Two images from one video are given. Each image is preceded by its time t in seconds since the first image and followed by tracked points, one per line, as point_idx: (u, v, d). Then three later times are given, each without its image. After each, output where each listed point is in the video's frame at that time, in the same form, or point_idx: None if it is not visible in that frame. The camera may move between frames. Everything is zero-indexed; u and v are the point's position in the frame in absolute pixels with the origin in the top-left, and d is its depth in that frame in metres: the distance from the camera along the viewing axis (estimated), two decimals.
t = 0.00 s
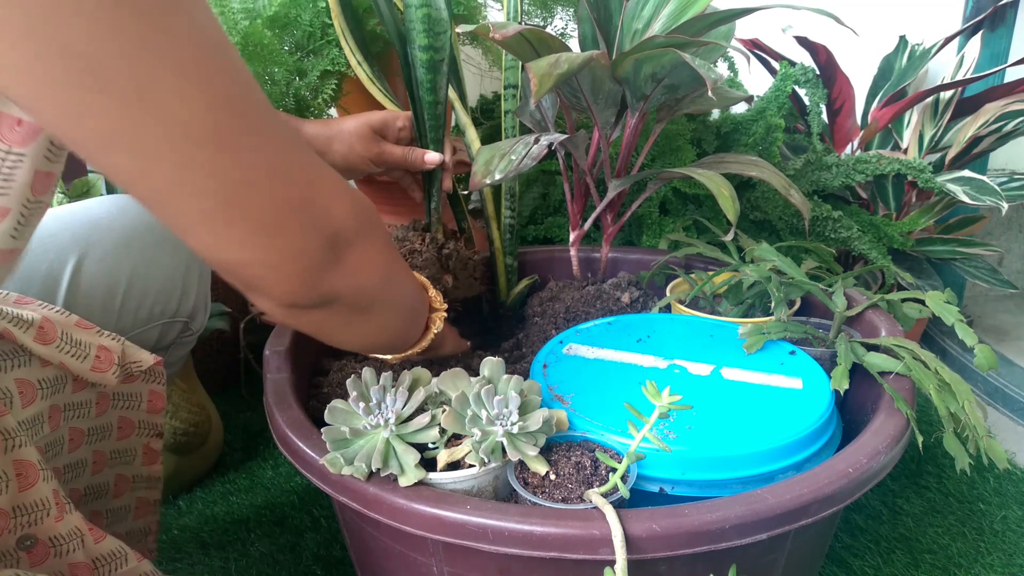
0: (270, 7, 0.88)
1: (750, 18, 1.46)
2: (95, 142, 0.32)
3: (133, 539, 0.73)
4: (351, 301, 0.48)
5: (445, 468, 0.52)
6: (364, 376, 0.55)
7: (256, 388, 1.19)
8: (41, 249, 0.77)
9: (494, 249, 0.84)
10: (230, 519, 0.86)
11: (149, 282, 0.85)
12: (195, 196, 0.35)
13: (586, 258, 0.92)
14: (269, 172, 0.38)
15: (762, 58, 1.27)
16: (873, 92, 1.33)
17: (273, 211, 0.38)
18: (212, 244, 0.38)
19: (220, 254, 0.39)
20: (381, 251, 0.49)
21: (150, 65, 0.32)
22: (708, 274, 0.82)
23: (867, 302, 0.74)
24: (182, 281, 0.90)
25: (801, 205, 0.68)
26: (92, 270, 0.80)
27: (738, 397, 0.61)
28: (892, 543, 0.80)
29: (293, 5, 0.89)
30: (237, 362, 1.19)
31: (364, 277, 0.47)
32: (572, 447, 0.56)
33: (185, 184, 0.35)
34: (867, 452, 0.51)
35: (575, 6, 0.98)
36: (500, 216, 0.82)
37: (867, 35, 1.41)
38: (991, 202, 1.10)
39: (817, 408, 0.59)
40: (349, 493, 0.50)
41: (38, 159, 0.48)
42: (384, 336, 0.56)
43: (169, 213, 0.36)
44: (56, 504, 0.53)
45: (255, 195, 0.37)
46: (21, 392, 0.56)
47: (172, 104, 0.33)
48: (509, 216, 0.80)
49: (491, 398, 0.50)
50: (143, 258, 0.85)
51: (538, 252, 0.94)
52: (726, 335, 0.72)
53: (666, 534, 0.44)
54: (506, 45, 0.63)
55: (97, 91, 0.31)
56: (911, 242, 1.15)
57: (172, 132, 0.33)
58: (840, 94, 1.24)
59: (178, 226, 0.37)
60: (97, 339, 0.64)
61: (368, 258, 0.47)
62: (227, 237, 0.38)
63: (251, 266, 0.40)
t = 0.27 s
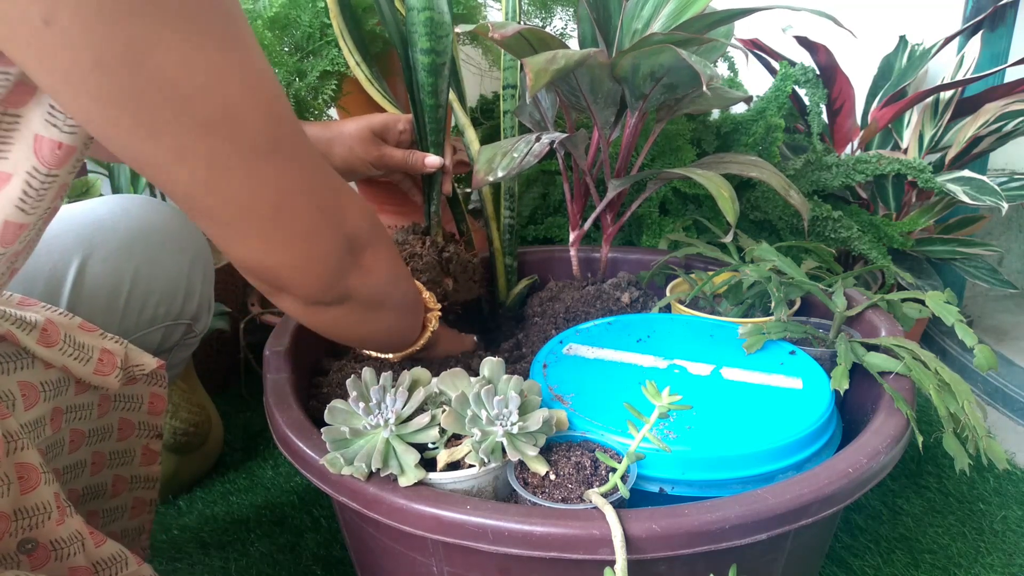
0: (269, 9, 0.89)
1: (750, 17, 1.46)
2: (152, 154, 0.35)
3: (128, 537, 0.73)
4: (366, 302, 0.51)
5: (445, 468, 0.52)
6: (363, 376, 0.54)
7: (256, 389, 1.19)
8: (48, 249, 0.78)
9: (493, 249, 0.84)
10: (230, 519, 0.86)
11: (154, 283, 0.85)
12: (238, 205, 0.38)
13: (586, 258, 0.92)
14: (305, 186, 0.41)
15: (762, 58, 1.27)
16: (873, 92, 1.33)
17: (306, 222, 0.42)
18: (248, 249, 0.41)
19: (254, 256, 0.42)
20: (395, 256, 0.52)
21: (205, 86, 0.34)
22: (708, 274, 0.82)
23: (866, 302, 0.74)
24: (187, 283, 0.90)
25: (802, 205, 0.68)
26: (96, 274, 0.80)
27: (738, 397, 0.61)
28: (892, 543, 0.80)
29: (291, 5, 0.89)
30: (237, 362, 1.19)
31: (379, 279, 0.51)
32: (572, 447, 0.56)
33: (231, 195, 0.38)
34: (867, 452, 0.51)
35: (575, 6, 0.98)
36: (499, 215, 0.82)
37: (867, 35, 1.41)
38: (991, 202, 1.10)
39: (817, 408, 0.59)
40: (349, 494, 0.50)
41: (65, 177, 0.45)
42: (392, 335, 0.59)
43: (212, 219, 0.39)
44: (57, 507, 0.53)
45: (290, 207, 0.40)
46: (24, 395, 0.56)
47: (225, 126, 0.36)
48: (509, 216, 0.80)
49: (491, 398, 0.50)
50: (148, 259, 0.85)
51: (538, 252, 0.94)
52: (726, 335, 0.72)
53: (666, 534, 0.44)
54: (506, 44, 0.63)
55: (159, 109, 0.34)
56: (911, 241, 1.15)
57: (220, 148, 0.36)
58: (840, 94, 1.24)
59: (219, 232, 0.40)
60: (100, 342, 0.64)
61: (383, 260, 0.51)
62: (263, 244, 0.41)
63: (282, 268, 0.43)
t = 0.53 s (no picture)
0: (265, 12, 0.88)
1: (749, 17, 1.46)
2: (163, 143, 0.34)
3: (141, 546, 0.74)
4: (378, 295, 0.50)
5: (445, 468, 0.52)
6: (363, 377, 0.54)
7: (256, 389, 1.19)
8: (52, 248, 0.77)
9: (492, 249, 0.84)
10: (230, 519, 0.86)
11: (156, 284, 0.85)
12: (251, 193, 0.38)
13: (586, 258, 0.92)
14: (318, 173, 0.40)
15: (762, 58, 1.27)
16: (873, 92, 1.33)
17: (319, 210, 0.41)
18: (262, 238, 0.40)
19: (267, 246, 0.41)
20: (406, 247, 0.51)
21: (217, 73, 0.33)
22: (708, 274, 0.82)
23: (866, 302, 0.74)
24: (188, 282, 0.90)
25: (802, 205, 0.68)
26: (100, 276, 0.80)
27: (738, 397, 0.61)
28: (892, 543, 0.80)
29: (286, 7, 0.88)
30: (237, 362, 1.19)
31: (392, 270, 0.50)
32: (572, 447, 0.56)
33: (244, 182, 0.37)
34: (867, 452, 0.51)
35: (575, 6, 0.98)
36: (498, 215, 0.81)
37: (867, 35, 1.41)
38: (991, 202, 1.10)
39: (817, 409, 0.59)
40: (349, 494, 0.50)
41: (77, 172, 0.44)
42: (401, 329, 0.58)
43: (225, 209, 0.38)
44: (59, 506, 0.53)
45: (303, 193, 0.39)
46: (28, 395, 0.56)
47: (236, 110, 0.35)
48: (509, 215, 0.80)
49: (491, 398, 0.50)
50: (150, 260, 0.85)
51: (538, 252, 0.94)
52: (726, 335, 0.72)
53: (666, 534, 0.44)
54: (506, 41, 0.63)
55: (173, 98, 0.33)
56: (911, 241, 1.15)
57: (235, 136, 0.35)
58: (840, 94, 1.24)
59: (235, 223, 0.39)
60: (104, 343, 0.64)
61: (395, 251, 0.50)
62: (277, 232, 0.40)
63: (296, 258, 0.42)
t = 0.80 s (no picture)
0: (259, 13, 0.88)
1: (750, 17, 1.46)
2: (146, 114, 0.33)
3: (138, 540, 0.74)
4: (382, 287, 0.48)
5: (445, 468, 0.52)
6: (363, 377, 0.54)
7: (256, 388, 1.19)
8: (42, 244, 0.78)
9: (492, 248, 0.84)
10: (230, 519, 0.86)
11: (147, 280, 0.85)
12: (240, 169, 0.36)
13: (586, 258, 0.92)
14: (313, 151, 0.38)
15: (762, 58, 1.27)
16: (873, 92, 1.33)
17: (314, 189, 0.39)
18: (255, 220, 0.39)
19: (262, 230, 0.39)
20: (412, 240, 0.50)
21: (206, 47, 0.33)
22: (708, 274, 0.82)
23: (867, 302, 0.74)
24: (179, 278, 0.90)
25: (802, 205, 0.68)
26: (90, 271, 0.80)
27: (738, 397, 0.61)
28: (892, 543, 0.80)
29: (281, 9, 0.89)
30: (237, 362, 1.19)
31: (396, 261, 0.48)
32: (572, 448, 0.56)
33: (236, 156, 0.36)
34: (867, 452, 0.51)
35: (575, 6, 0.98)
36: (498, 214, 0.81)
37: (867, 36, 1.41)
38: (991, 202, 1.10)
39: (817, 409, 0.59)
40: (349, 494, 0.50)
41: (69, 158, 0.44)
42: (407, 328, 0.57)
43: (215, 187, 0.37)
44: (58, 498, 0.53)
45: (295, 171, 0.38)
46: (22, 390, 0.56)
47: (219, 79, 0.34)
48: (509, 215, 0.80)
49: (491, 398, 0.50)
50: (141, 256, 0.85)
51: (538, 252, 0.94)
52: (726, 335, 0.72)
53: (666, 534, 0.44)
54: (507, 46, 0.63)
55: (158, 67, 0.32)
56: (912, 241, 1.15)
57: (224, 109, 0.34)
58: (840, 94, 1.24)
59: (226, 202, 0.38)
60: (96, 336, 0.64)
61: (401, 242, 0.48)
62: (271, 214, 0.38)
63: (293, 243, 0.40)
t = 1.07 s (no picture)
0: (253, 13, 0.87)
1: (749, 17, 1.46)
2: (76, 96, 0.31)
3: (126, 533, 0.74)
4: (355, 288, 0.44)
5: (445, 468, 0.52)
6: (363, 377, 0.55)
7: (256, 388, 1.19)
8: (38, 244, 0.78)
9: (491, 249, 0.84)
10: (230, 519, 0.86)
11: (149, 280, 0.85)
12: (177, 152, 0.32)
13: (586, 258, 0.92)
14: (265, 133, 0.35)
15: (762, 58, 1.27)
16: (873, 92, 1.33)
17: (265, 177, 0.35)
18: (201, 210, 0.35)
19: (215, 224, 0.36)
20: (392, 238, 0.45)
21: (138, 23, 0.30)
22: (708, 274, 0.82)
23: (867, 302, 0.74)
24: (181, 279, 0.89)
25: (802, 205, 0.68)
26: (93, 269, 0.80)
27: (738, 397, 0.61)
28: (892, 543, 0.80)
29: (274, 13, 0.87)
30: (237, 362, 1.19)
31: (371, 260, 0.43)
32: (572, 447, 0.56)
33: (173, 140, 0.32)
34: (867, 452, 0.51)
35: (575, 6, 0.98)
36: (497, 215, 0.81)
37: (867, 36, 1.41)
38: (991, 202, 1.10)
39: (817, 409, 0.59)
40: (349, 494, 0.50)
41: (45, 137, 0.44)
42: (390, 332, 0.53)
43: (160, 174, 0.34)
44: (60, 496, 0.53)
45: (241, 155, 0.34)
46: (24, 388, 0.56)
47: (144, 49, 0.30)
48: (508, 216, 0.80)
49: (491, 398, 0.50)
50: (142, 255, 0.85)
51: (538, 252, 0.94)
52: (726, 335, 0.72)
53: (666, 534, 0.44)
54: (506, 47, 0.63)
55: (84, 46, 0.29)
56: (912, 241, 1.15)
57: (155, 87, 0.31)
58: (840, 94, 1.24)
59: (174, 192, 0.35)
60: (100, 336, 0.64)
61: (375, 238, 0.43)
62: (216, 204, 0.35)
63: (244, 237, 0.36)
